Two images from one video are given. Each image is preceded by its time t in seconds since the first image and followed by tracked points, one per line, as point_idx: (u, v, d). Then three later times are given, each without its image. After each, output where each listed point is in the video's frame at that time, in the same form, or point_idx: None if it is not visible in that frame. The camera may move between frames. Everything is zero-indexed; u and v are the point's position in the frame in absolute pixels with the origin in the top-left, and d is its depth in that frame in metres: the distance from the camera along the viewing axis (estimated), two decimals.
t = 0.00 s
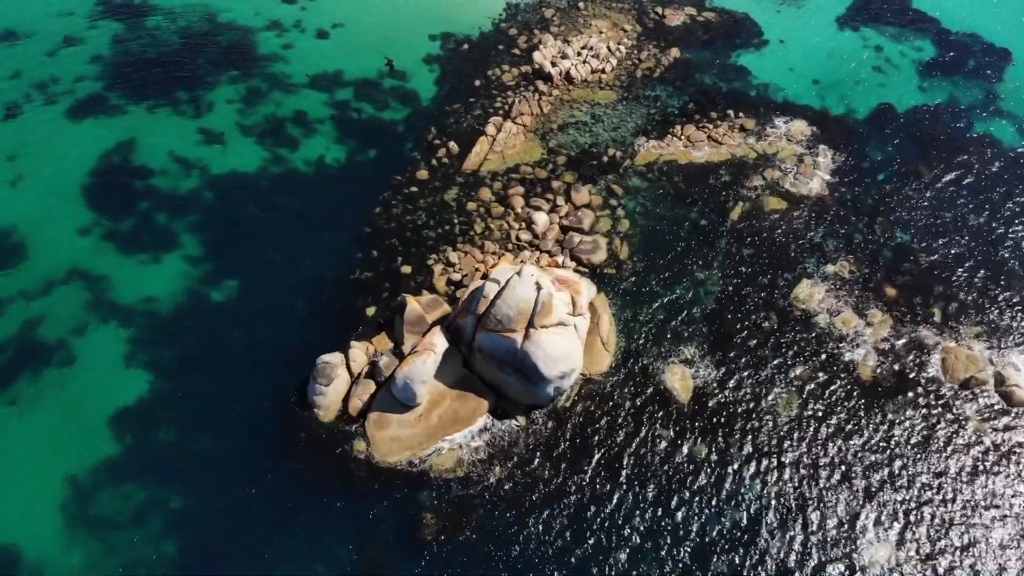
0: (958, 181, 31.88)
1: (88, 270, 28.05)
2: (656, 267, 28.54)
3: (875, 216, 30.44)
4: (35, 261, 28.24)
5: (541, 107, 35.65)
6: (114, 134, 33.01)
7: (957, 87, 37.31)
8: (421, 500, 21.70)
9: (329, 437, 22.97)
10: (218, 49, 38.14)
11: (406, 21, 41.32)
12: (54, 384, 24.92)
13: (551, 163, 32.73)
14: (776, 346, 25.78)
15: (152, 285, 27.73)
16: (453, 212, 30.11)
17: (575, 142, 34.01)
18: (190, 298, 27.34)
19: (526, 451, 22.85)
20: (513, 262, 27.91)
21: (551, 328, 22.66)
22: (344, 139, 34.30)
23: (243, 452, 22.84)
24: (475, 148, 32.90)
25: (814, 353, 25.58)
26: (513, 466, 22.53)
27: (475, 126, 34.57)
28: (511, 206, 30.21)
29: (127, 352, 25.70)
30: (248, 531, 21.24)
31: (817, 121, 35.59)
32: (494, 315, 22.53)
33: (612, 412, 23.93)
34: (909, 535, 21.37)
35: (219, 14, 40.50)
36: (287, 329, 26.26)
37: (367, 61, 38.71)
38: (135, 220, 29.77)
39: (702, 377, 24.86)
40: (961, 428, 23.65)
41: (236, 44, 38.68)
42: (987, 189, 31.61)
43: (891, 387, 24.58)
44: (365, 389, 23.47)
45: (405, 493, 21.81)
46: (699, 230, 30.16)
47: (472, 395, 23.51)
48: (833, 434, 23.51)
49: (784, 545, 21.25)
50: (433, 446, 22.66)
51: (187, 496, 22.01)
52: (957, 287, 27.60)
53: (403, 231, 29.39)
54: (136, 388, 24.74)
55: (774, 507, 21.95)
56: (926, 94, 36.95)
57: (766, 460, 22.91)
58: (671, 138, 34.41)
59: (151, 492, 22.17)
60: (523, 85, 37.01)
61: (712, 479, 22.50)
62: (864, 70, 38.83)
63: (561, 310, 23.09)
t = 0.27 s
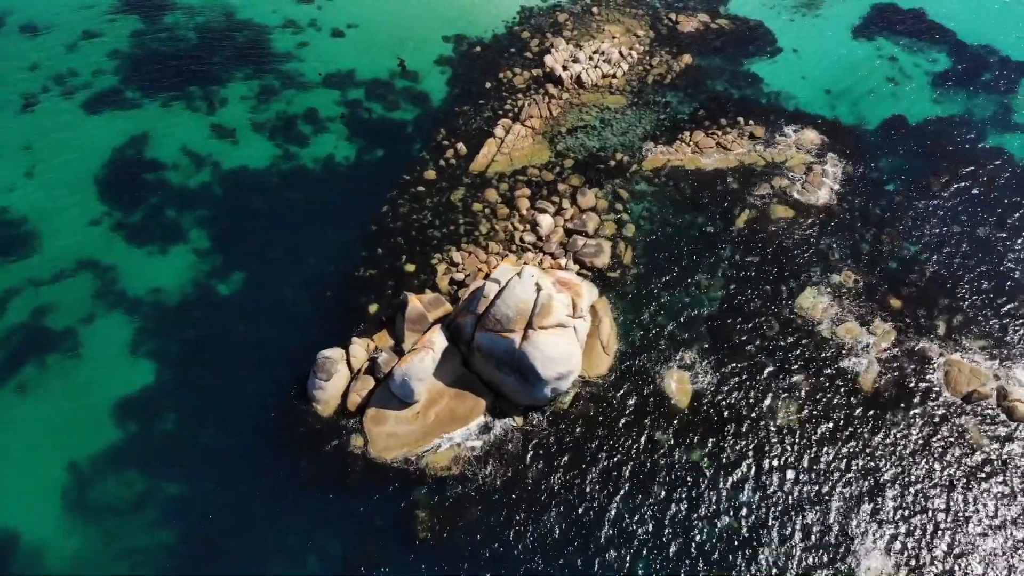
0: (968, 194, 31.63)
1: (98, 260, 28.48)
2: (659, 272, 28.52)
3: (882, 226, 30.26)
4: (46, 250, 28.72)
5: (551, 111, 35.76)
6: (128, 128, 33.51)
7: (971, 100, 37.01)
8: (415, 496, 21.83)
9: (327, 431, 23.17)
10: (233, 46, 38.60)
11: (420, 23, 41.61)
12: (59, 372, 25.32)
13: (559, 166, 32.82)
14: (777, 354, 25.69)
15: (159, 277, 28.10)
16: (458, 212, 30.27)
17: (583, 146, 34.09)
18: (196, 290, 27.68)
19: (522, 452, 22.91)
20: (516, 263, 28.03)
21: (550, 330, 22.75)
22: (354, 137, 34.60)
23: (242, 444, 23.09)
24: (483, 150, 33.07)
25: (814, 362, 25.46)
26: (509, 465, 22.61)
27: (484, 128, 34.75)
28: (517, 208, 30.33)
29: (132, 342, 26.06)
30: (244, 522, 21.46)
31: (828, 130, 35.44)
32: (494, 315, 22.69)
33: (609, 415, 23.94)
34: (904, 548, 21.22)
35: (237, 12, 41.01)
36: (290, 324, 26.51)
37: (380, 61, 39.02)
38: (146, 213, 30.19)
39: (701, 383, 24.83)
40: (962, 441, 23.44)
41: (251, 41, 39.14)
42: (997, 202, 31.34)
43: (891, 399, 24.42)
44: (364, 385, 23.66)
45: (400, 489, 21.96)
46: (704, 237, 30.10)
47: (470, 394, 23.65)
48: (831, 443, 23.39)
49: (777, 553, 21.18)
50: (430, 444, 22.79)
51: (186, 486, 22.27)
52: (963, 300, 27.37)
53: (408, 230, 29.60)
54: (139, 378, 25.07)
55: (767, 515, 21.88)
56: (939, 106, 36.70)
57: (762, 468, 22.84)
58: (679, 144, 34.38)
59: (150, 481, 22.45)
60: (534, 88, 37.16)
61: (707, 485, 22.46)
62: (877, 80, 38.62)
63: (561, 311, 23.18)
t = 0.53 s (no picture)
0: (978, 207, 31.37)
1: (108, 251, 28.95)
2: (663, 277, 28.52)
3: (889, 237, 30.08)
4: (59, 240, 29.23)
5: (560, 114, 35.88)
6: (143, 122, 34.03)
7: (985, 113, 36.71)
8: (410, 492, 21.99)
9: (325, 426, 23.41)
10: (249, 44, 39.10)
11: (434, 24, 41.93)
12: (67, 359, 25.74)
13: (566, 169, 32.92)
14: (778, 362, 25.61)
15: (168, 269, 28.51)
16: (464, 212, 30.46)
17: (591, 150, 34.17)
18: (203, 283, 28.05)
19: (517, 452, 23.00)
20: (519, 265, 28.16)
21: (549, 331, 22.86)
22: (365, 136, 34.91)
23: (241, 435, 23.37)
24: (491, 151, 33.27)
25: (815, 371, 25.35)
26: (504, 464, 22.72)
27: (493, 130, 34.94)
28: (523, 210, 30.46)
29: (139, 333, 26.45)
30: (240, 513, 21.69)
31: (838, 140, 35.28)
32: (494, 315, 22.85)
33: (606, 417, 23.99)
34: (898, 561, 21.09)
35: (254, 11, 41.53)
36: (294, 318, 26.79)
37: (393, 62, 39.35)
38: (157, 205, 30.65)
39: (700, 388, 24.81)
40: (962, 455, 23.23)
41: (267, 39, 39.62)
42: (1007, 216, 31.06)
43: (891, 410, 24.28)
44: (363, 381, 23.90)
45: (395, 485, 22.14)
46: (709, 243, 30.06)
47: (468, 393, 23.77)
48: (828, 453, 23.28)
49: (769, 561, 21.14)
50: (426, 441, 22.96)
51: (185, 475, 22.56)
52: (969, 313, 27.15)
53: (414, 229, 29.82)
54: (144, 367, 25.44)
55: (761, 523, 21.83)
56: (952, 118, 36.44)
57: (758, 475, 22.78)
58: (688, 150, 34.37)
59: (150, 469, 22.77)
60: (544, 91, 37.30)
61: (702, 491, 22.44)
62: (890, 91, 38.40)
63: (561, 313, 23.28)
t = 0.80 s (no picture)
0: (987, 220, 31.12)
1: (120, 242, 29.41)
2: (666, 282, 28.54)
3: (896, 248, 29.90)
4: (72, 230, 29.73)
5: (570, 117, 36.01)
6: (159, 116, 34.55)
7: (999, 126, 36.40)
8: (406, 487, 22.17)
9: (325, 419, 23.65)
10: (265, 41, 39.59)
11: (449, 26, 42.23)
12: (75, 347, 26.18)
13: (574, 172, 33.04)
14: (779, 369, 25.55)
15: (177, 261, 28.91)
16: (471, 212, 30.65)
17: (600, 153, 34.25)
18: (211, 275, 28.42)
19: (514, 451, 23.11)
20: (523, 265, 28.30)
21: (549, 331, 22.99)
22: (375, 135, 35.22)
23: (242, 426, 23.65)
24: (500, 153, 33.46)
25: (816, 379, 25.26)
26: (500, 463, 22.84)
27: (503, 131, 35.13)
28: (529, 211, 30.61)
29: (146, 323, 26.84)
30: (239, 503, 21.98)
31: (849, 149, 35.12)
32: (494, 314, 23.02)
33: (604, 419, 24.05)
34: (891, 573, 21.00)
35: (271, 9, 42.03)
36: (298, 313, 27.09)
37: (407, 62, 39.67)
38: (169, 198, 31.10)
39: (699, 393, 24.81)
40: (963, 468, 23.06)
41: (283, 37, 40.09)
42: (1018, 230, 30.79)
43: (891, 421, 24.15)
44: (364, 376, 24.13)
45: (392, 479, 22.33)
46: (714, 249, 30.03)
47: (467, 391, 23.92)
48: (825, 462, 23.20)
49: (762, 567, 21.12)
50: (423, 438, 23.10)
51: (186, 464, 22.87)
52: (974, 326, 26.94)
53: (421, 227, 30.05)
54: (150, 357, 25.82)
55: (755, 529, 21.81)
56: (965, 130, 36.18)
57: (754, 481, 22.75)
58: (696, 156, 34.37)
59: (152, 457, 23.11)
60: (555, 95, 37.44)
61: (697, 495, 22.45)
62: (904, 102, 38.17)
63: (561, 314, 23.41)
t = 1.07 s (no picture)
0: (998, 233, 30.85)
1: (132, 232, 29.91)
2: (669, 286, 28.56)
3: (904, 258, 29.71)
4: (86, 220, 30.26)
5: (580, 121, 36.14)
6: (174, 110, 35.08)
7: (1013, 139, 36.06)
8: (403, 482, 22.36)
9: (325, 412, 23.94)
10: (282, 39, 40.08)
11: (463, 27, 42.53)
12: (85, 334, 26.64)
13: (582, 175, 33.15)
14: (781, 377, 25.46)
15: (188, 253, 29.34)
16: (478, 212, 30.85)
17: (608, 157, 34.34)
18: (219, 268, 28.82)
19: (511, 450, 23.23)
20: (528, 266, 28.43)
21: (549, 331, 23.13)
22: (386, 133, 35.53)
23: (244, 417, 23.97)
24: (509, 154, 33.65)
25: (816, 387, 25.16)
26: (497, 461, 22.97)
27: (513, 133, 35.33)
28: (535, 212, 30.75)
29: (155, 313, 27.26)
30: (238, 492, 22.28)
31: (859, 159, 34.94)
32: (495, 313, 23.21)
33: (602, 421, 24.11)
34: None
35: (289, 8, 42.55)
36: (304, 307, 27.40)
37: (420, 63, 39.99)
38: (181, 191, 31.58)
39: (699, 397, 24.81)
40: (963, 481, 22.87)
41: (299, 36, 40.57)
42: None
43: (891, 431, 24.00)
44: (364, 371, 24.44)
45: (389, 474, 22.53)
46: (719, 255, 30.00)
47: (465, 389, 24.10)
48: (823, 470, 23.10)
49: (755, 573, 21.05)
50: (421, 434, 23.28)
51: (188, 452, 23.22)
52: (980, 339, 26.70)
53: (427, 226, 30.29)
54: (157, 346, 26.23)
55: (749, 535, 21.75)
56: (979, 142, 35.86)
57: (750, 487, 22.71)
58: (705, 162, 34.36)
59: (155, 445, 23.48)
60: (567, 98, 37.57)
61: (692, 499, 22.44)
62: (917, 112, 37.92)
63: (561, 315, 23.55)
